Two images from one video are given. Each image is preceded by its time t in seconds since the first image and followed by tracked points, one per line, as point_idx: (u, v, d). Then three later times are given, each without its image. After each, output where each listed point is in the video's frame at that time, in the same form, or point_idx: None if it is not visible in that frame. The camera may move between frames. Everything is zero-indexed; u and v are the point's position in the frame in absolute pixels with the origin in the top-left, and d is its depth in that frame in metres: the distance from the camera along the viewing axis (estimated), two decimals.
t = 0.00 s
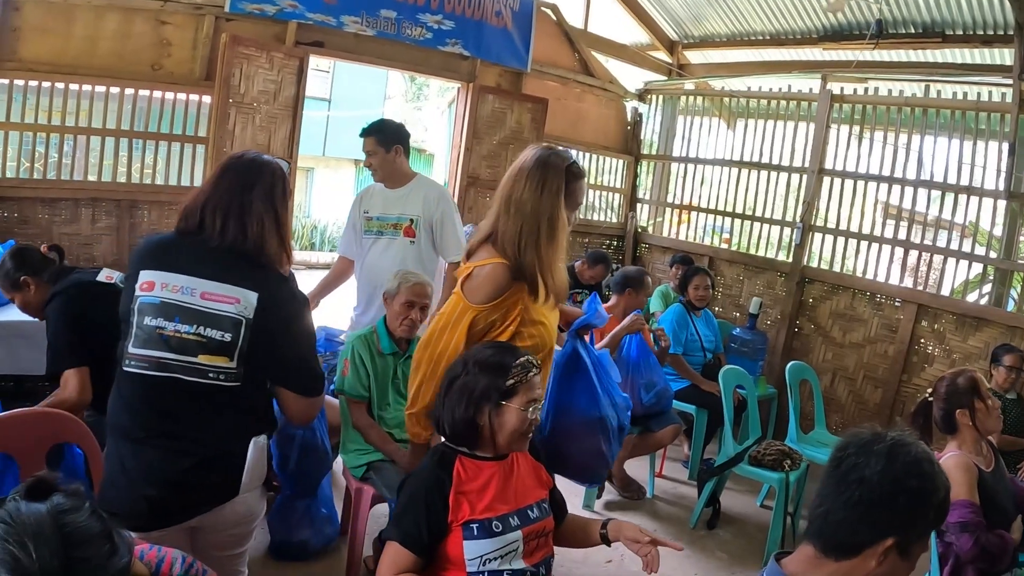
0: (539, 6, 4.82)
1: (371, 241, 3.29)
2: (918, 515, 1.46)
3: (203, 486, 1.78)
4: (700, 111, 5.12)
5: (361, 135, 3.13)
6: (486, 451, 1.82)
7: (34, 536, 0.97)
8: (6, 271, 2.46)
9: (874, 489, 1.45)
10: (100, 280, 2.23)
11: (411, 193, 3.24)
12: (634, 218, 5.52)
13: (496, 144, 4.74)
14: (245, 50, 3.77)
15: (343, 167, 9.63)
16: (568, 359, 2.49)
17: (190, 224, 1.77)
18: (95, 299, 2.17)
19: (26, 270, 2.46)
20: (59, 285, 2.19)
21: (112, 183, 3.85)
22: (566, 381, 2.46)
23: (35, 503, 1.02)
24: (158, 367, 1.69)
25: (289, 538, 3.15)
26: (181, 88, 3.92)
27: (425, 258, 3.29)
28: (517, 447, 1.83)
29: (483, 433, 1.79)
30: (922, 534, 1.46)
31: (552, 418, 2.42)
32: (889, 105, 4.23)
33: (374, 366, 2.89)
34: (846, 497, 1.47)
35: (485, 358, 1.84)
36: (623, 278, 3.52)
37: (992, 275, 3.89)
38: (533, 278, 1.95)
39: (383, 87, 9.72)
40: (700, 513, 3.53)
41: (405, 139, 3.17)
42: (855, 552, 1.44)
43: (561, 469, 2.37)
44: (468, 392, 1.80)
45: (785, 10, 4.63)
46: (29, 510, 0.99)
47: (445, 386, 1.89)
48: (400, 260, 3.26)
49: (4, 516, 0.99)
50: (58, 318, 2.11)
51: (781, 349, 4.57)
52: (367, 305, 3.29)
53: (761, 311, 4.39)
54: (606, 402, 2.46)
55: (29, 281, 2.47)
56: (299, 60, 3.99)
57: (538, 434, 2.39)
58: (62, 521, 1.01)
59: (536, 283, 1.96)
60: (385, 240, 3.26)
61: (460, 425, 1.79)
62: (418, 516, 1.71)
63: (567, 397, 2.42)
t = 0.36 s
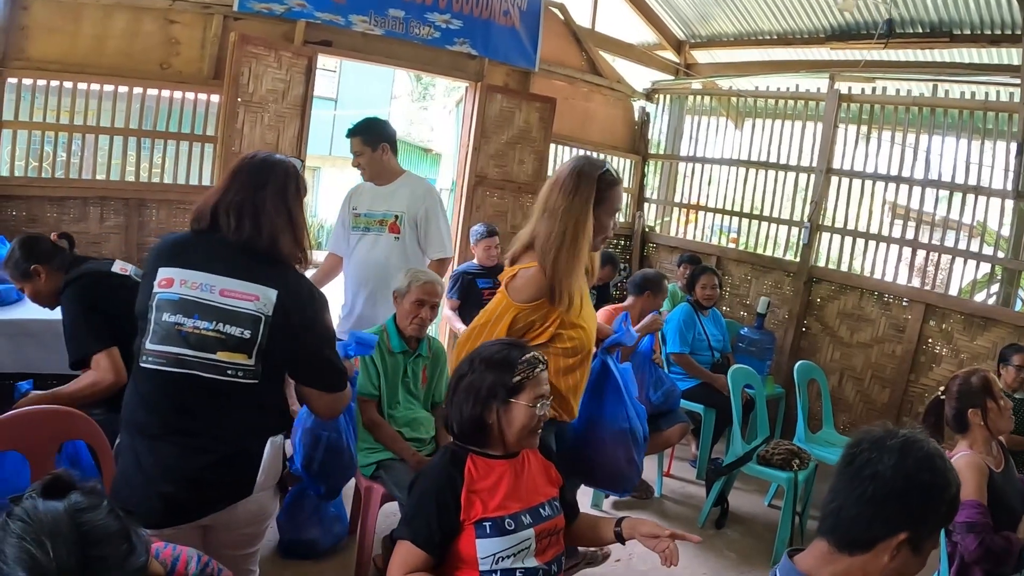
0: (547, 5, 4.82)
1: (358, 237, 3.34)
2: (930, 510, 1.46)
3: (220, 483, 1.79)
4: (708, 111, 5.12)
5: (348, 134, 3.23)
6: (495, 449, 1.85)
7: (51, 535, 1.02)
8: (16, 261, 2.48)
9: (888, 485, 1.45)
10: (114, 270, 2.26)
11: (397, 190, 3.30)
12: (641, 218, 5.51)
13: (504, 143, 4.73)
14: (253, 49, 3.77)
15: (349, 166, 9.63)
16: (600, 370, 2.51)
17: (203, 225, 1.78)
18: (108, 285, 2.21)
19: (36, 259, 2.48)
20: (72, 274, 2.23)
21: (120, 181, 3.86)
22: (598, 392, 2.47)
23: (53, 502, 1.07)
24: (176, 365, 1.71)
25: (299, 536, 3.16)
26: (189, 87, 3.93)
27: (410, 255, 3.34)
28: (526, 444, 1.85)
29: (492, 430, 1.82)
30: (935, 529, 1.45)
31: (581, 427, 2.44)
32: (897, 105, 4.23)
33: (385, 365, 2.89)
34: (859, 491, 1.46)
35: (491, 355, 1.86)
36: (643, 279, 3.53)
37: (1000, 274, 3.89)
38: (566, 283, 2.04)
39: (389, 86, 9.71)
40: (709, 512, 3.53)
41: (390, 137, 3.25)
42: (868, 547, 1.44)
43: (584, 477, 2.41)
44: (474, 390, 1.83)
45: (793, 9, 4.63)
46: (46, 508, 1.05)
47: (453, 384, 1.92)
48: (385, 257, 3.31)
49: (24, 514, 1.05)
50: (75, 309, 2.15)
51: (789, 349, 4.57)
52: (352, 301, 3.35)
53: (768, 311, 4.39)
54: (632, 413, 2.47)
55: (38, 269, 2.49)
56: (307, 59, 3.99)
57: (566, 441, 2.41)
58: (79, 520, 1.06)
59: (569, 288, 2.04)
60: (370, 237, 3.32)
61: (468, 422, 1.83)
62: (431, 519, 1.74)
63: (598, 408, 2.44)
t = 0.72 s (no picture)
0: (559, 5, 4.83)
1: (356, 231, 3.40)
2: (946, 507, 1.47)
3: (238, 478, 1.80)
4: (720, 111, 5.12)
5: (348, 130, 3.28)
6: (511, 448, 1.86)
7: (73, 531, 1.07)
8: (32, 252, 2.52)
9: (906, 482, 1.46)
10: (134, 262, 2.31)
11: (394, 184, 3.33)
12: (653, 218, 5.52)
13: (517, 143, 4.74)
14: (267, 48, 3.76)
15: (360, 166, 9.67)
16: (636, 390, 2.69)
17: (225, 226, 1.79)
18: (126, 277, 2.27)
19: (51, 250, 2.51)
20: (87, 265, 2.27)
21: (134, 181, 3.95)
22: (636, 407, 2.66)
23: (76, 499, 1.12)
24: (196, 363, 1.71)
25: (311, 535, 3.16)
26: (203, 87, 4.00)
27: (406, 249, 3.37)
28: (542, 444, 1.87)
29: (507, 428, 1.84)
30: (950, 525, 1.46)
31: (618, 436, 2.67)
32: (910, 105, 4.23)
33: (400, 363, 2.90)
34: (877, 488, 1.47)
35: (508, 354, 1.87)
36: (668, 282, 3.56)
37: (1014, 275, 3.87)
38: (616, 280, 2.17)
39: (401, 87, 9.71)
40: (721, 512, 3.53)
41: (389, 133, 3.27)
42: (886, 543, 1.44)
43: (615, 482, 2.64)
44: (491, 389, 1.84)
45: (806, 8, 4.63)
46: (69, 505, 1.10)
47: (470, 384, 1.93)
48: (381, 250, 3.36)
49: (45, 512, 1.10)
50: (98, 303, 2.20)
51: (802, 349, 4.57)
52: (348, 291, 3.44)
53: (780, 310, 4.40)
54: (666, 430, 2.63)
55: (55, 260, 2.52)
56: (321, 59, 3.99)
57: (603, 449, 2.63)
58: (102, 516, 1.10)
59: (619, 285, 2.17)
60: (367, 231, 3.37)
61: (486, 420, 1.84)
62: (447, 518, 1.75)
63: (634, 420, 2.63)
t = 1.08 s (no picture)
0: (575, 6, 4.83)
1: (367, 229, 3.41)
2: (967, 506, 1.48)
3: (259, 476, 1.83)
4: (736, 111, 5.12)
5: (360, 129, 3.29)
6: (532, 448, 1.87)
7: (101, 529, 1.12)
8: (51, 245, 2.54)
9: (928, 483, 1.46)
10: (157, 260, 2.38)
11: (406, 183, 3.35)
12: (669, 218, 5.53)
13: (534, 143, 4.74)
14: (284, 49, 3.77)
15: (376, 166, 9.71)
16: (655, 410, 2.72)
17: (257, 230, 1.85)
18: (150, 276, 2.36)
19: (71, 242, 2.54)
20: (110, 263, 2.39)
21: (151, 181, 4.00)
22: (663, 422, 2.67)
23: (103, 498, 1.17)
24: (220, 360, 1.74)
25: (330, 533, 3.17)
26: (220, 87, 4.04)
27: (415, 247, 3.37)
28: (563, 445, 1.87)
29: (530, 428, 1.85)
30: (970, 524, 1.48)
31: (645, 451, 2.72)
32: (926, 104, 4.21)
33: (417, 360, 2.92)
34: (898, 489, 1.47)
35: (533, 354, 1.88)
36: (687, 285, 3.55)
37: None
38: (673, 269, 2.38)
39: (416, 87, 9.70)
40: (738, 513, 3.54)
41: (400, 133, 3.28)
42: (907, 541, 1.45)
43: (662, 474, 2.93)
44: (515, 388, 1.85)
45: (821, 8, 4.62)
46: (97, 504, 1.15)
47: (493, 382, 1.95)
48: (391, 248, 3.37)
49: (71, 511, 1.15)
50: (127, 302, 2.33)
51: (818, 349, 4.56)
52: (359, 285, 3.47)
53: (797, 310, 4.42)
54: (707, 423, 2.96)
55: (76, 252, 2.54)
56: (338, 59, 4.00)
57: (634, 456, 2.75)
58: (128, 516, 1.15)
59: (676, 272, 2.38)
60: (378, 229, 3.39)
61: (509, 418, 1.85)
62: (465, 516, 1.76)
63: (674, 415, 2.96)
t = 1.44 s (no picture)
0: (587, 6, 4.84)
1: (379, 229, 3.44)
2: (986, 503, 1.48)
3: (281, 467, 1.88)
4: (748, 111, 5.13)
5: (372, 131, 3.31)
6: (551, 446, 1.88)
7: (132, 529, 1.13)
8: (71, 237, 2.53)
9: (950, 480, 1.46)
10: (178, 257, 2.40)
11: (417, 186, 3.36)
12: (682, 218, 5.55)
13: (546, 143, 4.75)
14: (299, 50, 3.78)
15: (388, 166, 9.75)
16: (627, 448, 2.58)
17: (287, 232, 1.92)
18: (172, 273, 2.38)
19: (91, 237, 2.52)
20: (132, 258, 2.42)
21: (167, 181, 4.02)
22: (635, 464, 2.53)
23: (134, 498, 1.18)
24: (244, 354, 1.79)
25: (344, 532, 3.17)
26: (235, 88, 4.06)
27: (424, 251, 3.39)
28: (581, 443, 1.87)
29: (550, 426, 1.85)
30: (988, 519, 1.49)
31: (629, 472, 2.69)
32: (938, 104, 4.21)
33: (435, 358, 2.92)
34: (920, 485, 1.48)
35: (554, 354, 1.89)
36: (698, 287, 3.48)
37: None
38: (703, 261, 2.56)
39: (427, 87, 9.71)
40: (751, 512, 3.55)
41: (413, 136, 3.30)
42: (927, 538, 1.46)
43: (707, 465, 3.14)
44: (536, 386, 1.86)
45: (833, 7, 4.62)
46: (127, 504, 1.16)
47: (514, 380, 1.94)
48: (401, 250, 3.40)
49: (102, 511, 1.16)
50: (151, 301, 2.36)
51: (831, 349, 4.57)
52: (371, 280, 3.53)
53: (811, 309, 4.45)
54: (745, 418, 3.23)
55: (95, 246, 2.53)
56: (352, 60, 4.02)
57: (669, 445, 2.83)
58: (158, 515, 1.16)
59: (707, 264, 2.55)
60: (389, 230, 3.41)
61: (528, 416, 1.86)
62: (484, 511, 1.78)
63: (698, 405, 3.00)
